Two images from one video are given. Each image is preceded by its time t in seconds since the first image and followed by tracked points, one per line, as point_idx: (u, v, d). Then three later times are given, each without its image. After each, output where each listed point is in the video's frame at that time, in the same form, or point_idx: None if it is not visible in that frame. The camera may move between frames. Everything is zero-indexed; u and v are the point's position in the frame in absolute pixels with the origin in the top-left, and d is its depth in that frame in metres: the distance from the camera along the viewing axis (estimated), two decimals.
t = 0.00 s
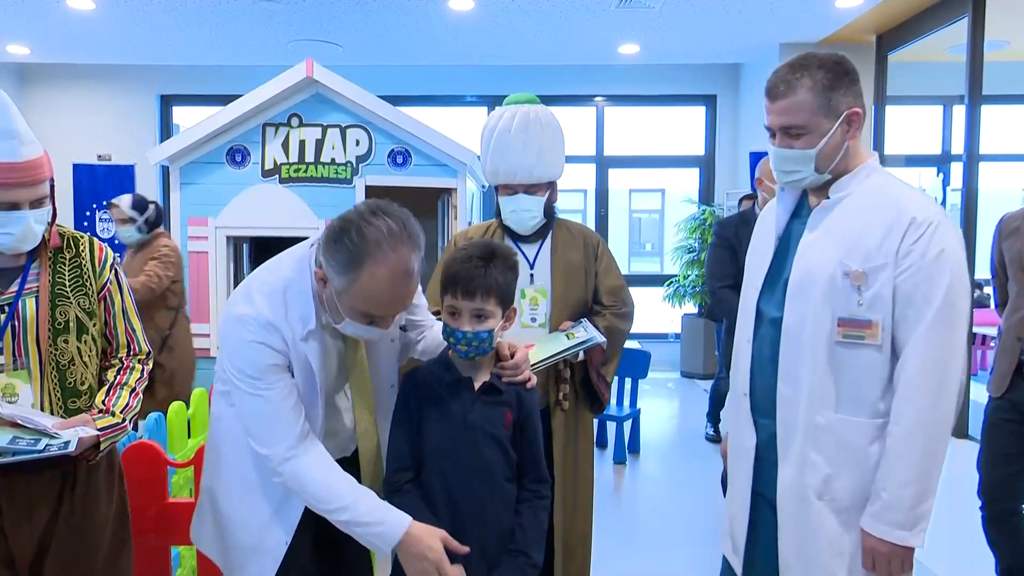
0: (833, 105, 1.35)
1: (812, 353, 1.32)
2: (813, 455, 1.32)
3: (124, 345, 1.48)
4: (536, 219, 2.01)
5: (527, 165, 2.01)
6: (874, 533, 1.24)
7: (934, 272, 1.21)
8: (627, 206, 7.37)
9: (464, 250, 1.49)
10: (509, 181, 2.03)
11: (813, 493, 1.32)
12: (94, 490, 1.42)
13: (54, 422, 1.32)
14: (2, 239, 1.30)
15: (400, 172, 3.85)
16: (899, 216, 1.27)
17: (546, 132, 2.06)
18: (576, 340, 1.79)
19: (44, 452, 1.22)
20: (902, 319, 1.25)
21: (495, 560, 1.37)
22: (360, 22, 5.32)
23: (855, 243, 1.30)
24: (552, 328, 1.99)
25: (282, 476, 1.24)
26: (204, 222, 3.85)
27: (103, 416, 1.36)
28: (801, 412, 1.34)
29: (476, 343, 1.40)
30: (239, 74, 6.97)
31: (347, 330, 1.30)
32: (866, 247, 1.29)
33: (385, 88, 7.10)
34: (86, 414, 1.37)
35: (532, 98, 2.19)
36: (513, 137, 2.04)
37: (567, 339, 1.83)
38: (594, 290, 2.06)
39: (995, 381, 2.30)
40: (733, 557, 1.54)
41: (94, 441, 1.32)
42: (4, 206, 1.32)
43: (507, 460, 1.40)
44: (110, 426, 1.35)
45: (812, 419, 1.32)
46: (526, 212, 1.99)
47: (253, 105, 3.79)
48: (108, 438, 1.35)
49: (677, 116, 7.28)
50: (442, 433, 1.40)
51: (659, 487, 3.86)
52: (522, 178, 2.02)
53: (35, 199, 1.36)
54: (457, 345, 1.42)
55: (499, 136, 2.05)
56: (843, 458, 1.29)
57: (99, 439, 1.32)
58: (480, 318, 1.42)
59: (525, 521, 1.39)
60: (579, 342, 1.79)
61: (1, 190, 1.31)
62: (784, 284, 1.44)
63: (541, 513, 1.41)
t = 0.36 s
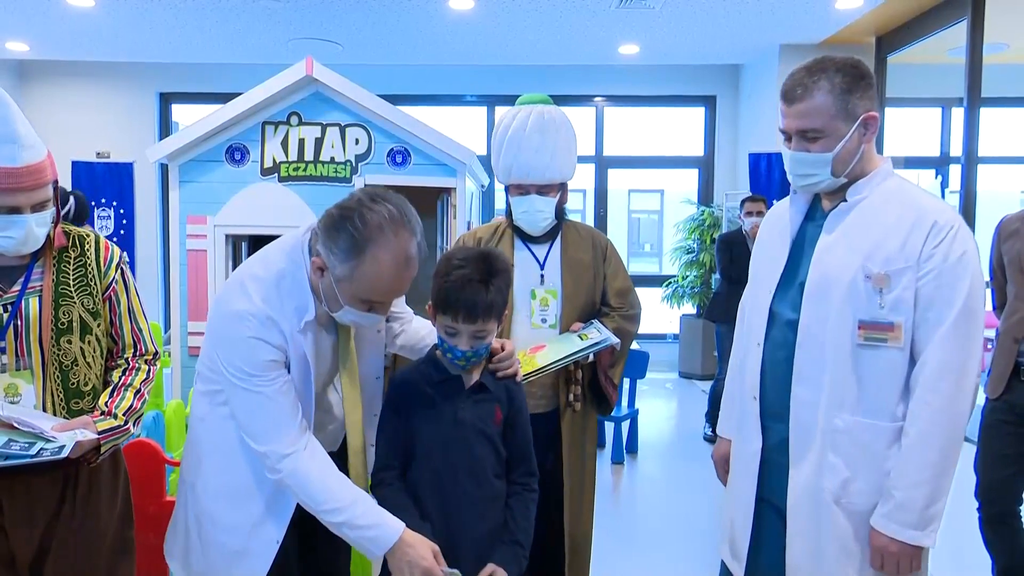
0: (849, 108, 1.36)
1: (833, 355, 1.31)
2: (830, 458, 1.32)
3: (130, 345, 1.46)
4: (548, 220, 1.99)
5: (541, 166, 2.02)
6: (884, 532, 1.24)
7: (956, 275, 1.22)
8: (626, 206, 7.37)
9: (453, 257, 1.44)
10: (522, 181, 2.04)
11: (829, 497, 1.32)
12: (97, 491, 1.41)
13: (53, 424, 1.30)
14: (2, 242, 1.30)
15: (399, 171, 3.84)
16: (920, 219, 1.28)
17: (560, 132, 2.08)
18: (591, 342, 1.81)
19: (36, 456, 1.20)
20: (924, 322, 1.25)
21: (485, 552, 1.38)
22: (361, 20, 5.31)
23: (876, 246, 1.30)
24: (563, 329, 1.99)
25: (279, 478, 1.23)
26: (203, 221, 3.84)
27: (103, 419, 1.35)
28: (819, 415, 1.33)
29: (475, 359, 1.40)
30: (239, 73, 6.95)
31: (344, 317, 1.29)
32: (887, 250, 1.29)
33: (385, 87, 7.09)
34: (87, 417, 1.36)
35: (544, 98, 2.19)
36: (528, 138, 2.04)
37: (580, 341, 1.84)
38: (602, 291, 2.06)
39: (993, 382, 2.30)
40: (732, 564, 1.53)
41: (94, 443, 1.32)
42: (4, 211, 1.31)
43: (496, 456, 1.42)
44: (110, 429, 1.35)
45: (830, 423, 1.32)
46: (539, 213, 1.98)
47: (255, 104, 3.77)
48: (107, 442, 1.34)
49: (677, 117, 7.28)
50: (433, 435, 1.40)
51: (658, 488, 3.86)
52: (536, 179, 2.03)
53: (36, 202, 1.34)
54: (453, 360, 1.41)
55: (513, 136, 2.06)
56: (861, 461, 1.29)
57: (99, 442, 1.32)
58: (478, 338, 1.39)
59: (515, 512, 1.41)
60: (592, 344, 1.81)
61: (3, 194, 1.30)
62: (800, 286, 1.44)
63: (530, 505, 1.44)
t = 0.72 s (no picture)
0: (862, 107, 1.35)
1: (842, 355, 1.31)
2: (839, 456, 1.31)
3: (138, 350, 1.46)
4: (560, 221, 1.99)
5: (555, 166, 2.03)
6: (907, 534, 1.24)
7: (967, 277, 1.22)
8: (627, 206, 7.37)
9: (448, 256, 1.47)
10: (535, 182, 2.04)
11: (837, 495, 1.31)
12: (102, 492, 1.41)
13: (58, 432, 1.30)
14: (12, 246, 1.30)
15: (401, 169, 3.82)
16: (931, 219, 1.28)
17: (576, 132, 2.08)
18: (598, 346, 1.80)
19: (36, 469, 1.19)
20: (935, 321, 1.25)
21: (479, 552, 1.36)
22: (363, 19, 5.30)
23: (887, 245, 1.30)
24: (571, 331, 1.99)
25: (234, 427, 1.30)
26: (205, 219, 3.84)
27: (109, 427, 1.35)
28: (828, 414, 1.33)
29: (468, 357, 1.41)
30: (241, 72, 6.96)
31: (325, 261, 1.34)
32: (898, 249, 1.29)
33: (386, 86, 7.08)
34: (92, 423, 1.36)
35: (560, 98, 2.18)
36: (543, 138, 2.04)
37: (587, 345, 1.83)
38: (612, 294, 2.06)
39: (994, 383, 2.29)
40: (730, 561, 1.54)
41: (98, 453, 1.32)
42: (14, 214, 1.30)
43: (494, 455, 1.41)
44: (115, 437, 1.35)
45: (838, 421, 1.32)
46: (550, 214, 1.98)
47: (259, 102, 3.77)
48: (112, 450, 1.34)
49: (678, 117, 7.28)
50: (429, 434, 1.40)
51: (659, 488, 3.86)
52: (549, 180, 2.03)
53: (47, 207, 1.34)
54: (447, 359, 1.42)
55: (528, 136, 2.06)
56: (871, 460, 1.29)
57: (104, 451, 1.32)
58: (470, 334, 1.40)
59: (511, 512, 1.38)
60: (600, 348, 1.80)
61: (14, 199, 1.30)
62: (808, 285, 1.43)
63: (529, 506, 1.41)
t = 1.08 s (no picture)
0: (864, 106, 1.35)
1: (842, 354, 1.30)
2: (836, 455, 1.31)
3: (143, 355, 1.45)
4: (559, 220, 1.99)
5: (555, 165, 2.00)
6: (894, 531, 1.23)
7: (967, 276, 1.22)
8: (629, 205, 7.37)
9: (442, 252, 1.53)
10: (535, 181, 2.01)
11: (833, 494, 1.31)
12: (104, 493, 1.41)
13: (62, 435, 1.30)
14: (35, 244, 1.30)
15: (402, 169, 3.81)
16: (932, 219, 1.28)
17: (578, 130, 2.05)
18: (594, 351, 1.78)
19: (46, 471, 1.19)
20: (934, 321, 1.25)
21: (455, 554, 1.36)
22: (365, 19, 5.31)
23: (887, 245, 1.30)
24: (570, 333, 1.98)
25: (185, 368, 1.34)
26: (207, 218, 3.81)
27: (113, 431, 1.34)
28: (826, 413, 1.33)
29: (445, 343, 1.43)
30: (242, 71, 6.96)
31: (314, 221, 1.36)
32: (898, 248, 1.28)
33: (388, 85, 7.08)
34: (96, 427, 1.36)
35: (565, 95, 2.16)
36: (546, 135, 2.01)
37: (582, 350, 1.82)
38: (613, 296, 2.05)
39: (998, 384, 2.28)
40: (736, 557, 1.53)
41: (102, 456, 1.32)
42: (39, 211, 1.31)
43: (479, 461, 1.39)
44: (120, 442, 1.34)
45: (836, 420, 1.31)
46: (550, 213, 1.97)
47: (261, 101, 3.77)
48: (115, 455, 1.34)
49: (680, 116, 7.27)
50: (420, 434, 1.43)
51: (660, 488, 3.85)
52: (549, 178, 2.00)
53: (72, 205, 1.35)
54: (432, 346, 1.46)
55: (530, 134, 2.03)
56: (867, 459, 1.28)
57: (108, 456, 1.32)
58: (450, 319, 1.44)
59: (483, 520, 1.34)
60: (596, 353, 1.77)
61: (37, 196, 1.31)
62: (808, 284, 1.43)
63: (512, 516, 1.36)
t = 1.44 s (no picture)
0: (866, 105, 1.34)
1: (842, 355, 1.30)
2: (835, 457, 1.30)
3: (143, 357, 1.44)
4: (543, 217, 1.97)
5: (539, 161, 1.97)
6: (896, 534, 1.22)
7: (969, 277, 1.21)
8: (632, 206, 7.36)
9: (472, 250, 1.52)
10: (520, 176, 1.99)
11: (833, 496, 1.30)
12: (103, 493, 1.42)
13: (61, 434, 1.31)
14: (36, 240, 1.30)
15: (405, 169, 3.81)
16: (934, 220, 1.27)
17: (564, 128, 2.03)
18: (586, 348, 1.78)
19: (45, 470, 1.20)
20: (935, 323, 1.24)
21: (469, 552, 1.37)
22: (369, 19, 5.31)
23: (887, 246, 1.29)
24: (558, 332, 1.97)
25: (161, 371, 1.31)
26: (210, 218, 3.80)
27: (112, 431, 1.34)
28: (826, 414, 1.32)
29: (472, 338, 1.43)
30: (247, 72, 6.97)
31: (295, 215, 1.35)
32: (900, 249, 1.28)
33: (391, 86, 7.08)
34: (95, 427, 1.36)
35: (549, 93, 2.13)
36: (529, 132, 1.99)
37: (574, 348, 1.81)
38: (599, 293, 2.05)
39: (1004, 386, 2.27)
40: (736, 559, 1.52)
41: (101, 456, 1.32)
42: (38, 206, 1.32)
43: (498, 465, 1.38)
44: (118, 442, 1.34)
45: (836, 422, 1.30)
46: (533, 210, 1.96)
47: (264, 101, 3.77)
48: (114, 455, 1.34)
49: (684, 116, 7.26)
50: (445, 433, 1.43)
51: (664, 489, 3.84)
52: (534, 175, 1.98)
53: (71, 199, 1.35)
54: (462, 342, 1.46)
55: (513, 130, 2.01)
56: (867, 462, 1.27)
57: (106, 455, 1.32)
58: (477, 314, 1.44)
59: (495, 523, 1.34)
60: (587, 351, 1.78)
61: (36, 191, 1.31)
62: (809, 285, 1.42)
63: (525, 524, 1.34)
